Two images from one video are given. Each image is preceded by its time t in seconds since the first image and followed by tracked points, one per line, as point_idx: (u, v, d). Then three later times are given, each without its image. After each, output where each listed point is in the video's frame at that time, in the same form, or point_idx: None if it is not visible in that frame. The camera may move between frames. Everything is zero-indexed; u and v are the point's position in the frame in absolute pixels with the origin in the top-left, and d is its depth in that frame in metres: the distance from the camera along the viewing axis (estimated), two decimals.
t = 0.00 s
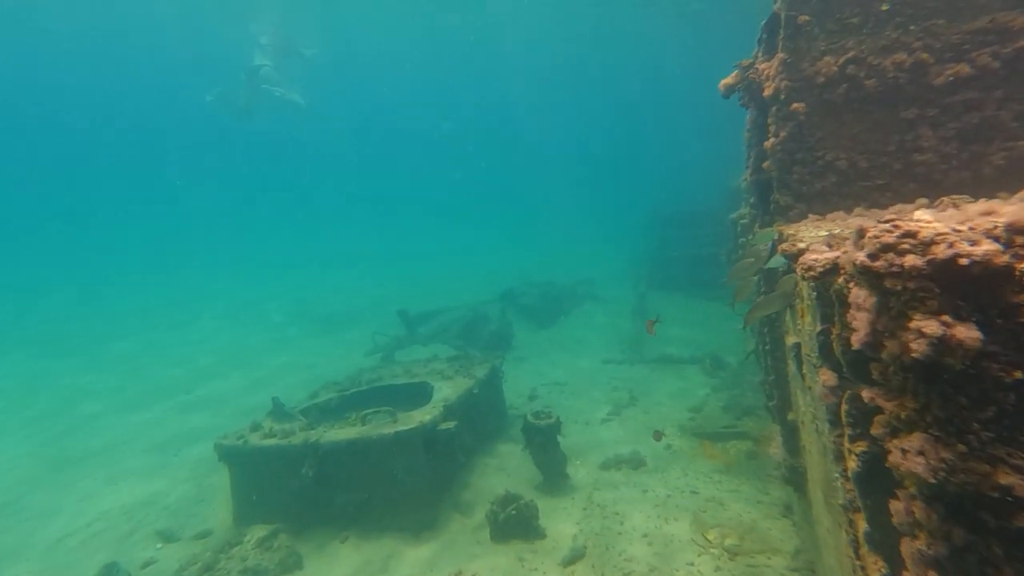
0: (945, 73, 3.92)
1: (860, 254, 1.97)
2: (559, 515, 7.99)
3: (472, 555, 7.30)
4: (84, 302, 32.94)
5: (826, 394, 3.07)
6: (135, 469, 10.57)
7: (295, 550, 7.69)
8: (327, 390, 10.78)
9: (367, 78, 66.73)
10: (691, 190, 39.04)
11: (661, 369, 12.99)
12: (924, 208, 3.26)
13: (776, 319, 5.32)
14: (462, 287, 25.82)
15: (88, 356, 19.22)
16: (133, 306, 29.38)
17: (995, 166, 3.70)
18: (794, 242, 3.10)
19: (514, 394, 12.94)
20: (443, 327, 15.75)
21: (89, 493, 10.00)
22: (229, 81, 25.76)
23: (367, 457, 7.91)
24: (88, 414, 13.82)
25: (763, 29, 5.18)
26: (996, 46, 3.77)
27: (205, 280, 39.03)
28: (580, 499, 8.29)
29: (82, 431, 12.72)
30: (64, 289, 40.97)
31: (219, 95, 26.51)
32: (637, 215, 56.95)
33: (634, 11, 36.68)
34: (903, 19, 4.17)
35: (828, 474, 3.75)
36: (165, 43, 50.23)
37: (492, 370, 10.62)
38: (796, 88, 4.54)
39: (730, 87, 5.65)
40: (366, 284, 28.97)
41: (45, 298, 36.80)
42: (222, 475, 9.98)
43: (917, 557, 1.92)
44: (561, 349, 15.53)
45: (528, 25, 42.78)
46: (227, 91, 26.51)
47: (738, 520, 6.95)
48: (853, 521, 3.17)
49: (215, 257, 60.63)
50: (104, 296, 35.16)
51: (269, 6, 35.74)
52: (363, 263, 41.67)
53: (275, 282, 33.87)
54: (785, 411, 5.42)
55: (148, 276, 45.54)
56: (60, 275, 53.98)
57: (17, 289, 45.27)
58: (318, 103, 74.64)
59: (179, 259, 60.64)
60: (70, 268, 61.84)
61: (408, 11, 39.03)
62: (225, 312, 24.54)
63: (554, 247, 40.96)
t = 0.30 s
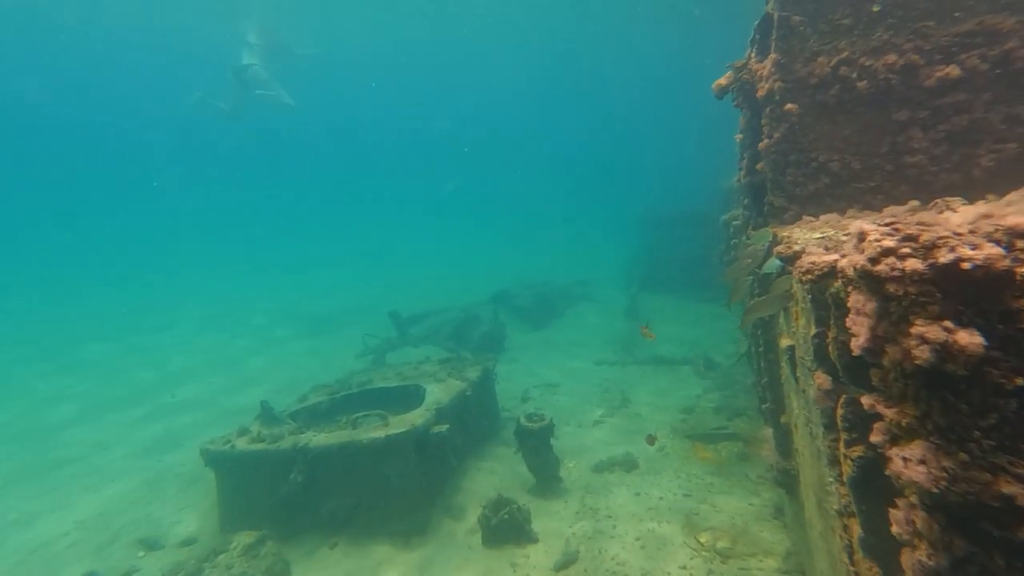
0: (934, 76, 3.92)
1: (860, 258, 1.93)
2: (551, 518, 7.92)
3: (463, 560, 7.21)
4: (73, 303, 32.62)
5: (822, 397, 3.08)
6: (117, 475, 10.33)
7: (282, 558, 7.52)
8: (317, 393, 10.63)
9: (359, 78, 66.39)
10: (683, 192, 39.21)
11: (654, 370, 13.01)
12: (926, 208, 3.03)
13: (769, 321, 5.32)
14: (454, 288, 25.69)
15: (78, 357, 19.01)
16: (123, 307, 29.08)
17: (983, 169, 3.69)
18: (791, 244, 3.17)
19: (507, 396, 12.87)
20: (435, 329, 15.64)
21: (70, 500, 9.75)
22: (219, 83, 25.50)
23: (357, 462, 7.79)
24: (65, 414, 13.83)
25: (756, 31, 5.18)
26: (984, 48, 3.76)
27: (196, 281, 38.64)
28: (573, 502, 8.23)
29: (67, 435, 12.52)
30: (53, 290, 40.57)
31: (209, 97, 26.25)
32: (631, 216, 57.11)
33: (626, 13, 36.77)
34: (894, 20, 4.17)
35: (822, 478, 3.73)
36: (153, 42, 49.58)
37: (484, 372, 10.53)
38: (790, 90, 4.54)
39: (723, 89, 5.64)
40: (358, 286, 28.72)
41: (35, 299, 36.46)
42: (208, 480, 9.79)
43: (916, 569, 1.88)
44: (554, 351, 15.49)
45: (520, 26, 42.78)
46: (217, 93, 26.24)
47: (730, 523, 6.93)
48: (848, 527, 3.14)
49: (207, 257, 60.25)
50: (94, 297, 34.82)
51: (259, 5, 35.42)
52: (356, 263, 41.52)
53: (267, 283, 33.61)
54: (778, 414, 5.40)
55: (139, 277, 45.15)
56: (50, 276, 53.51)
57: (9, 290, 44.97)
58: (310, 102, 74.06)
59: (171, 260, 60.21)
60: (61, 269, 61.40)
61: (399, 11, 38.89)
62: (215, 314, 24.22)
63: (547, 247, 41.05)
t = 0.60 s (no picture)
0: (922, 77, 3.94)
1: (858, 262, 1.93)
2: (542, 522, 7.86)
3: (452, 565, 7.12)
4: (54, 304, 31.91)
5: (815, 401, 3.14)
6: (95, 483, 10.05)
7: (266, 565, 7.35)
8: (305, 396, 10.45)
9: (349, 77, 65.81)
10: (673, 193, 39.45)
11: (644, 371, 13.02)
12: (903, 212, 3.34)
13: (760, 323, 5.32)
14: (445, 289, 25.52)
15: (57, 361, 18.53)
16: (106, 309, 28.48)
17: (970, 171, 3.74)
18: (783, 247, 3.22)
19: (497, 398, 12.77)
20: (425, 331, 15.48)
21: (45, 510, 9.46)
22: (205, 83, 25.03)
23: (345, 467, 7.65)
24: (36, 417, 13.54)
25: (747, 31, 5.16)
26: (970, 51, 3.80)
27: (182, 283, 37.96)
28: (564, 505, 8.18)
29: (46, 439, 12.21)
30: (34, 292, 39.73)
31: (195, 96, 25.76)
32: (622, 216, 57.30)
33: (617, 12, 36.77)
34: (882, 21, 4.18)
35: (813, 483, 3.73)
36: (135, 38, 48.56)
37: (475, 375, 10.43)
38: (781, 91, 4.53)
39: (715, 89, 5.62)
40: (348, 287, 28.38)
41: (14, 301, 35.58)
42: (190, 487, 9.58)
43: None
44: (545, 352, 15.41)
45: (511, 25, 42.61)
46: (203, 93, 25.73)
47: (720, 526, 6.92)
48: (839, 532, 3.13)
49: (194, 258, 59.44)
50: (77, 298, 34.12)
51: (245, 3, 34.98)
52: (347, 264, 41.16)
53: (255, 285, 33.16)
54: (769, 417, 5.41)
55: (124, 278, 44.42)
56: (31, 278, 52.39)
57: None
58: (299, 101, 73.26)
59: (157, 260, 59.36)
60: (43, 270, 60.04)
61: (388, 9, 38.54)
62: (200, 317, 23.79)
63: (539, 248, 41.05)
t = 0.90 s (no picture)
0: (911, 81, 3.97)
1: (856, 269, 1.90)
2: (533, 528, 7.77)
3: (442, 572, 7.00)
4: (33, 308, 31.14)
5: (809, 407, 3.21)
6: (71, 492, 9.73)
7: None
8: (292, 401, 10.25)
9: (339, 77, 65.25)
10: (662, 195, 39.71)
11: (634, 373, 13.00)
12: (893, 214, 3.68)
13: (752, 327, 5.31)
14: (435, 291, 25.34)
15: (32, 366, 17.96)
16: (86, 313, 27.85)
17: (958, 175, 3.78)
18: (776, 252, 3.25)
19: (488, 402, 12.66)
20: (415, 334, 15.30)
21: (16, 521, 9.12)
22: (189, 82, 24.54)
23: (333, 473, 7.50)
24: (6, 423, 13.14)
25: (738, 33, 5.14)
26: (957, 56, 3.86)
27: (165, 286, 37.17)
28: (555, 510, 8.10)
29: (20, 447, 11.81)
30: (13, 295, 38.82)
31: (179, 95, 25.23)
32: (613, 218, 57.53)
33: (607, 14, 36.92)
34: (872, 25, 4.19)
35: (806, 489, 3.72)
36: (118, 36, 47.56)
37: (466, 378, 10.32)
38: (773, 93, 4.50)
39: (706, 91, 5.60)
40: (337, 289, 28.05)
41: None
42: (170, 496, 9.32)
43: None
44: (536, 355, 15.33)
45: (502, 26, 42.54)
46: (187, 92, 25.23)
47: (710, 530, 6.90)
48: (832, 539, 3.11)
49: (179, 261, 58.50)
50: (56, 301, 33.34)
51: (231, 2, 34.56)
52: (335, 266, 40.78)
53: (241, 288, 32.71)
54: (760, 421, 5.40)
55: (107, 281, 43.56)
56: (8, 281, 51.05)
57: None
58: (288, 101, 72.49)
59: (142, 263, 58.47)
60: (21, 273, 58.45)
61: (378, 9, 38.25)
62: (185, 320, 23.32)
63: (529, 250, 41.06)
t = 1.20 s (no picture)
0: (902, 85, 3.96)
1: (858, 276, 1.86)
2: (525, 534, 7.68)
3: None
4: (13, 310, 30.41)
5: (805, 414, 3.20)
6: (48, 501, 9.45)
7: None
8: (280, 406, 10.05)
9: (330, 78, 64.75)
10: (654, 197, 39.85)
11: (627, 376, 12.95)
12: (886, 219, 3.64)
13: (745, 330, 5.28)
14: (427, 293, 25.21)
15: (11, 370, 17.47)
16: (68, 315, 27.25)
17: (949, 180, 3.80)
18: (771, 256, 3.23)
19: (480, 405, 12.57)
20: (406, 337, 15.16)
21: None
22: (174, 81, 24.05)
23: (321, 479, 7.35)
24: None
25: (731, 36, 5.10)
26: (947, 60, 3.86)
27: (151, 288, 36.52)
28: (547, 515, 8.01)
29: None
30: None
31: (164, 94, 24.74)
32: (606, 220, 57.64)
33: (599, 16, 36.96)
34: (863, 28, 4.18)
35: (800, 496, 3.68)
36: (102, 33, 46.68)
37: (458, 381, 10.20)
38: (766, 96, 4.47)
39: (699, 93, 5.57)
40: (328, 291, 27.72)
41: None
42: (152, 504, 9.08)
43: None
44: (529, 358, 15.25)
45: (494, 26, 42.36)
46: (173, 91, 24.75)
47: (702, 535, 6.85)
48: (828, 549, 3.06)
49: (167, 262, 57.68)
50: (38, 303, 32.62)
51: None
52: (326, 268, 40.36)
53: (229, 290, 32.22)
54: (753, 425, 5.38)
55: (92, 283, 42.76)
56: None
57: None
58: (278, 101, 71.78)
59: (129, 264, 57.54)
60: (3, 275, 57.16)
61: (369, 9, 37.93)
62: (171, 323, 22.89)
63: (522, 251, 40.98)
